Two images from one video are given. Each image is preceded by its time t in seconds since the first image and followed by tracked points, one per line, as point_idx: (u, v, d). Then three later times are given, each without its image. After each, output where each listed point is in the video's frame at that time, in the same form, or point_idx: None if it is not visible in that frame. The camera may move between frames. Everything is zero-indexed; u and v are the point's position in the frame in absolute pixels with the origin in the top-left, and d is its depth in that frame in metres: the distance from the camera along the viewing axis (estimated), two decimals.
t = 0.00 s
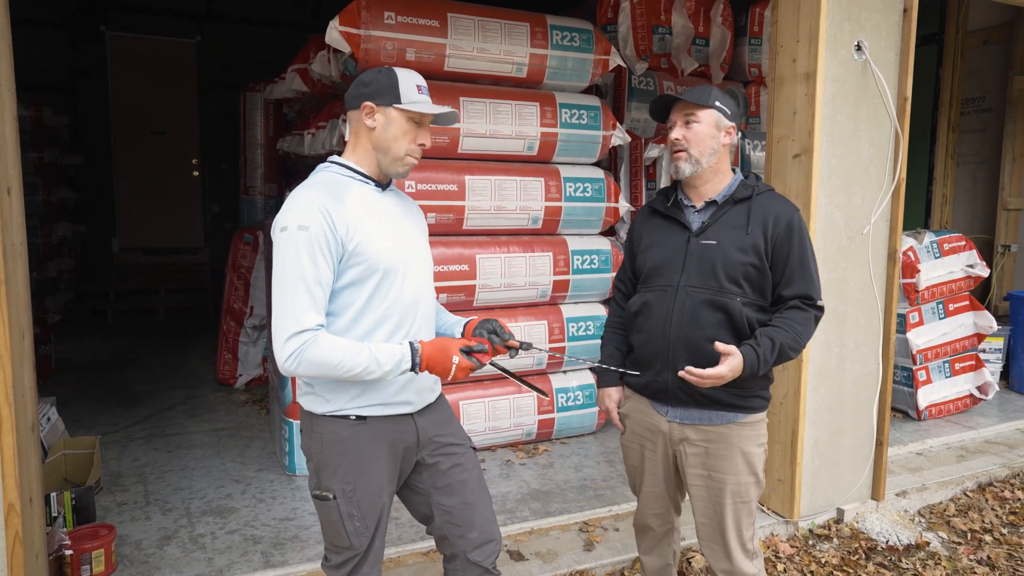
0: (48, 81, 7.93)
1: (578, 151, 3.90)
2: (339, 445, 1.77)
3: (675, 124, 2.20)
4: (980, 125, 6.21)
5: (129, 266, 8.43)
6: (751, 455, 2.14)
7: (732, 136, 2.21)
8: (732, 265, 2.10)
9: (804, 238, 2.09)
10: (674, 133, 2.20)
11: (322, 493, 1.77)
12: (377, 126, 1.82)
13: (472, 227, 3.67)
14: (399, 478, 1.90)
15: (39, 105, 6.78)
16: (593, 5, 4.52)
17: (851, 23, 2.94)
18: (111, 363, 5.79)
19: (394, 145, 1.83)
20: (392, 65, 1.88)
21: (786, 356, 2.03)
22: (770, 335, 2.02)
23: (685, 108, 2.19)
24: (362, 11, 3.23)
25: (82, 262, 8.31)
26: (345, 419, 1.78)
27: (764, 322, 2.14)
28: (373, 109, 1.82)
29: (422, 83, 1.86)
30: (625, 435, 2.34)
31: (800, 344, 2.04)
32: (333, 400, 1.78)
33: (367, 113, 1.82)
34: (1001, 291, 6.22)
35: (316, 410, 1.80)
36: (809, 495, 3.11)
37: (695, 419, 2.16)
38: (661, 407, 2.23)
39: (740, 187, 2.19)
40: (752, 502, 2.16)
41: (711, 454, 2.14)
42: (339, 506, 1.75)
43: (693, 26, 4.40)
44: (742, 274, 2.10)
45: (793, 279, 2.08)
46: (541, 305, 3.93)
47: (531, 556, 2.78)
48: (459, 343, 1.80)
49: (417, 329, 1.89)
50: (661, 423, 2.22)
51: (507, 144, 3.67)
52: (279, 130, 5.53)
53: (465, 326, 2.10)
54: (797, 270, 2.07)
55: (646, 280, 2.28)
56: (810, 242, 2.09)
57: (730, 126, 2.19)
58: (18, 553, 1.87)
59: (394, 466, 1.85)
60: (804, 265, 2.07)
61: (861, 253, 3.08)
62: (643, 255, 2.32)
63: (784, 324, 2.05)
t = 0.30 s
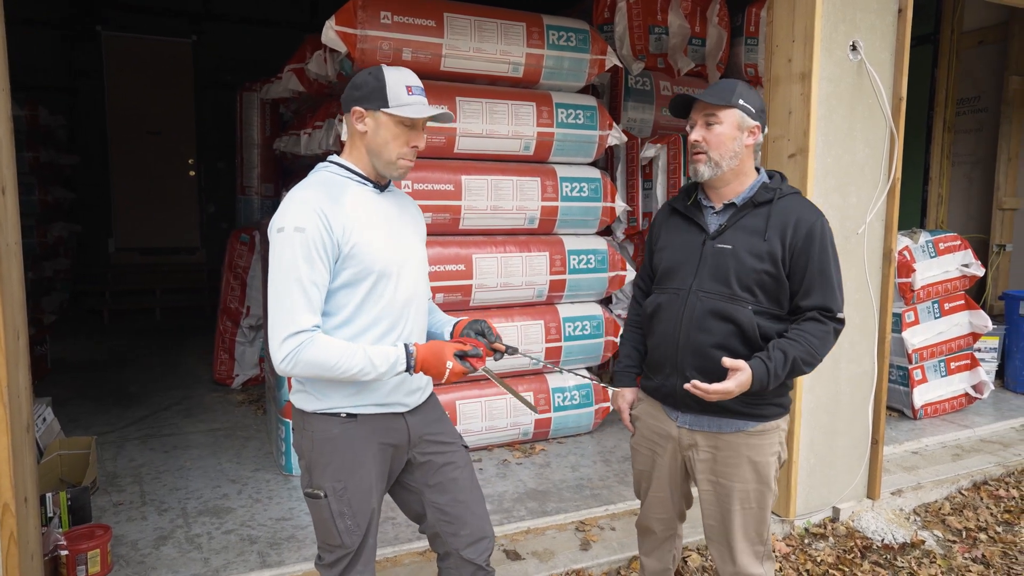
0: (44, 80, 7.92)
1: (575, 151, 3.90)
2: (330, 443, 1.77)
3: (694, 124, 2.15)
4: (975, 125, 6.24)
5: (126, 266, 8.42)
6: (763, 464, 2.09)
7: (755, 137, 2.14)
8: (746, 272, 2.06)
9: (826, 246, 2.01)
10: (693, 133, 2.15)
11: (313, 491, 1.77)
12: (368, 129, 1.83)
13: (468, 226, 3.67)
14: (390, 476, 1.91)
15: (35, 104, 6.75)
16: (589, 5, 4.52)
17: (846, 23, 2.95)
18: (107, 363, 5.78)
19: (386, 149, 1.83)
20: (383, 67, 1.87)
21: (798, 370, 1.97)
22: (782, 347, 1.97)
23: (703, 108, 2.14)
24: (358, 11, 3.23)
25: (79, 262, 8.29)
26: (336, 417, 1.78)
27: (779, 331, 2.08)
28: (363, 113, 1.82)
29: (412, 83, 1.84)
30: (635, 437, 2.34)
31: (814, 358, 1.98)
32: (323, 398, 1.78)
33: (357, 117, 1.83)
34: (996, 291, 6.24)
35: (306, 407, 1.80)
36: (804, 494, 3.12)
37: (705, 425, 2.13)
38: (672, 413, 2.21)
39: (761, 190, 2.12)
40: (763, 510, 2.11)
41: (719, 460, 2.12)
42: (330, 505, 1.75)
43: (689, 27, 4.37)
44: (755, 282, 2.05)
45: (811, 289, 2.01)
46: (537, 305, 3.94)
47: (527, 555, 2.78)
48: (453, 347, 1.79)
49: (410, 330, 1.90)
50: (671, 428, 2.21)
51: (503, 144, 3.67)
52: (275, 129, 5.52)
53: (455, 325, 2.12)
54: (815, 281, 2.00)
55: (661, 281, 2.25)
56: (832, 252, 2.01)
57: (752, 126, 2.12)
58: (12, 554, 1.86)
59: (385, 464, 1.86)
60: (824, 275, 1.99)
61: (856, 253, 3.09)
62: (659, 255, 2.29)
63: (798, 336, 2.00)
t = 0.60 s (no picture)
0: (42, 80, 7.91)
1: (571, 151, 3.91)
2: (324, 440, 1.78)
3: (705, 133, 2.11)
4: (971, 125, 6.26)
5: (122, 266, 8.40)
6: (769, 469, 2.06)
7: (769, 141, 2.09)
8: (752, 280, 2.03)
9: (839, 257, 1.93)
10: (704, 143, 2.11)
11: (307, 487, 1.77)
12: (369, 134, 1.83)
13: (465, 226, 3.67)
14: (384, 473, 1.91)
15: (31, 104, 6.75)
16: (586, 5, 4.53)
17: (841, 24, 2.96)
18: (104, 363, 5.77)
19: (393, 145, 1.84)
20: (353, 67, 1.86)
21: (803, 382, 1.93)
22: (786, 359, 1.94)
23: (711, 116, 2.09)
24: (355, 11, 3.23)
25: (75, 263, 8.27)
26: (330, 414, 1.79)
27: (788, 341, 2.04)
28: (360, 121, 1.81)
29: (395, 74, 1.86)
30: (642, 437, 2.34)
31: (821, 371, 1.93)
32: (317, 396, 1.78)
33: (355, 127, 1.82)
34: (991, 291, 6.26)
35: (301, 405, 1.81)
36: (800, 493, 3.12)
37: (711, 430, 2.11)
38: (680, 415, 2.20)
39: (772, 195, 2.06)
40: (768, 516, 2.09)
41: (724, 464, 2.10)
42: (324, 501, 1.76)
43: (686, 27, 4.38)
44: (762, 290, 2.02)
45: (820, 301, 1.95)
46: (534, 304, 3.94)
47: (523, 554, 2.79)
48: (440, 355, 1.77)
49: (404, 330, 1.90)
50: (678, 429, 2.20)
51: (500, 144, 3.68)
52: (272, 129, 5.51)
53: (450, 319, 2.13)
54: (824, 293, 1.94)
55: (673, 284, 2.26)
56: (845, 263, 1.94)
57: (766, 130, 2.07)
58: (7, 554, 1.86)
59: (379, 461, 1.87)
60: (835, 287, 1.93)
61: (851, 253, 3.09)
62: (672, 257, 2.29)
63: (804, 349, 1.95)
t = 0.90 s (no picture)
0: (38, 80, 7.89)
1: (568, 151, 3.91)
2: (322, 439, 1.78)
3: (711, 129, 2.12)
4: (966, 125, 6.27)
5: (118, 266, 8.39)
6: (767, 472, 2.06)
7: (776, 144, 2.09)
8: (751, 283, 2.03)
9: (838, 262, 1.94)
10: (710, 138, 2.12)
11: (305, 486, 1.77)
12: (359, 130, 1.83)
13: (462, 226, 3.67)
14: (382, 472, 1.92)
15: (27, 104, 6.73)
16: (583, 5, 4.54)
17: (837, 24, 2.97)
18: (101, 363, 5.76)
19: (382, 145, 1.84)
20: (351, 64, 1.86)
21: (797, 388, 1.94)
22: (781, 364, 1.94)
23: (720, 113, 2.10)
24: (351, 11, 3.23)
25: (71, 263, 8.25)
26: (329, 413, 1.79)
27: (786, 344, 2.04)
28: (351, 116, 1.82)
29: (391, 73, 1.86)
30: (645, 437, 2.35)
31: (817, 377, 1.93)
32: (315, 396, 1.79)
33: (346, 121, 1.82)
34: (986, 291, 6.28)
35: (299, 403, 1.81)
36: (797, 492, 3.13)
37: (709, 432, 2.12)
38: (680, 416, 2.21)
39: (773, 199, 2.06)
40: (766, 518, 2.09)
41: (722, 466, 2.11)
42: (322, 499, 1.76)
43: (682, 27, 4.39)
44: (761, 293, 2.03)
45: (817, 306, 1.95)
46: (531, 304, 3.95)
47: (520, 554, 2.79)
48: (441, 365, 1.76)
49: (402, 330, 1.90)
50: (678, 430, 2.21)
51: (497, 144, 3.68)
52: (268, 129, 5.50)
53: (449, 320, 2.13)
54: (822, 298, 1.94)
55: (675, 285, 2.27)
56: (844, 268, 1.94)
57: (773, 133, 2.07)
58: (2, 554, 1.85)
59: (377, 460, 1.87)
60: (833, 292, 1.93)
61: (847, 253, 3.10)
62: (676, 257, 2.30)
63: (800, 354, 1.95)
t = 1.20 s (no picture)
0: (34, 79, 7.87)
1: (565, 151, 3.91)
2: (320, 440, 1.78)
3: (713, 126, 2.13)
4: (962, 125, 6.30)
5: (115, 266, 8.37)
6: (762, 473, 2.07)
7: (775, 143, 2.10)
8: (750, 282, 2.04)
9: (836, 261, 1.94)
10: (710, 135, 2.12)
11: (303, 487, 1.77)
12: (360, 125, 1.83)
13: (459, 226, 3.68)
14: (379, 472, 1.92)
15: (23, 104, 6.72)
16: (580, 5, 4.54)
17: (832, 25, 2.98)
18: (97, 364, 5.74)
19: (382, 139, 1.85)
20: (348, 61, 1.87)
21: (795, 387, 1.94)
22: (778, 363, 1.95)
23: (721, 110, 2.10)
24: (348, 11, 3.23)
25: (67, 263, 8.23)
26: (327, 413, 1.79)
27: (784, 343, 2.05)
28: (351, 111, 1.82)
29: (387, 69, 1.87)
30: (639, 438, 2.35)
31: (815, 376, 1.94)
32: (313, 396, 1.79)
33: (346, 116, 1.82)
34: (982, 291, 6.30)
35: (296, 404, 1.81)
36: (793, 492, 3.14)
37: (705, 433, 2.13)
38: (676, 417, 2.21)
39: (772, 197, 2.07)
40: (761, 519, 2.09)
41: (717, 467, 2.12)
42: (320, 500, 1.76)
43: (679, 28, 4.40)
44: (759, 292, 2.03)
45: (816, 305, 1.96)
46: (528, 304, 3.95)
47: (517, 554, 2.80)
48: (436, 367, 1.76)
49: (400, 331, 1.90)
50: (673, 431, 2.21)
51: (494, 144, 3.68)
52: (266, 129, 5.50)
53: (443, 322, 2.14)
54: (821, 297, 1.95)
55: (673, 284, 2.27)
56: (842, 267, 1.95)
57: (772, 133, 2.08)
58: None
59: (375, 460, 1.87)
60: (832, 291, 1.93)
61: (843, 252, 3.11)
62: (674, 257, 2.31)
63: (797, 352, 1.95)
